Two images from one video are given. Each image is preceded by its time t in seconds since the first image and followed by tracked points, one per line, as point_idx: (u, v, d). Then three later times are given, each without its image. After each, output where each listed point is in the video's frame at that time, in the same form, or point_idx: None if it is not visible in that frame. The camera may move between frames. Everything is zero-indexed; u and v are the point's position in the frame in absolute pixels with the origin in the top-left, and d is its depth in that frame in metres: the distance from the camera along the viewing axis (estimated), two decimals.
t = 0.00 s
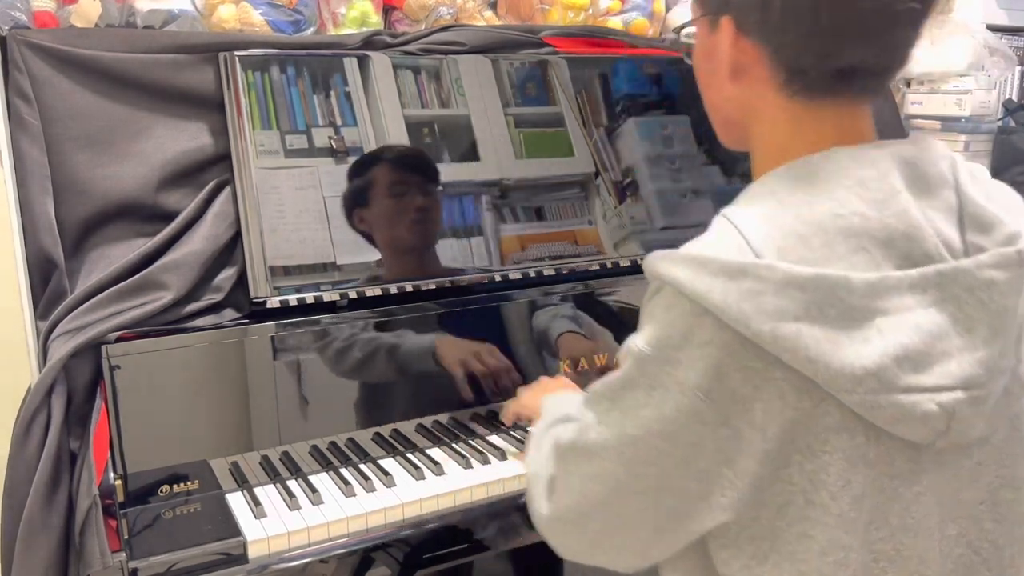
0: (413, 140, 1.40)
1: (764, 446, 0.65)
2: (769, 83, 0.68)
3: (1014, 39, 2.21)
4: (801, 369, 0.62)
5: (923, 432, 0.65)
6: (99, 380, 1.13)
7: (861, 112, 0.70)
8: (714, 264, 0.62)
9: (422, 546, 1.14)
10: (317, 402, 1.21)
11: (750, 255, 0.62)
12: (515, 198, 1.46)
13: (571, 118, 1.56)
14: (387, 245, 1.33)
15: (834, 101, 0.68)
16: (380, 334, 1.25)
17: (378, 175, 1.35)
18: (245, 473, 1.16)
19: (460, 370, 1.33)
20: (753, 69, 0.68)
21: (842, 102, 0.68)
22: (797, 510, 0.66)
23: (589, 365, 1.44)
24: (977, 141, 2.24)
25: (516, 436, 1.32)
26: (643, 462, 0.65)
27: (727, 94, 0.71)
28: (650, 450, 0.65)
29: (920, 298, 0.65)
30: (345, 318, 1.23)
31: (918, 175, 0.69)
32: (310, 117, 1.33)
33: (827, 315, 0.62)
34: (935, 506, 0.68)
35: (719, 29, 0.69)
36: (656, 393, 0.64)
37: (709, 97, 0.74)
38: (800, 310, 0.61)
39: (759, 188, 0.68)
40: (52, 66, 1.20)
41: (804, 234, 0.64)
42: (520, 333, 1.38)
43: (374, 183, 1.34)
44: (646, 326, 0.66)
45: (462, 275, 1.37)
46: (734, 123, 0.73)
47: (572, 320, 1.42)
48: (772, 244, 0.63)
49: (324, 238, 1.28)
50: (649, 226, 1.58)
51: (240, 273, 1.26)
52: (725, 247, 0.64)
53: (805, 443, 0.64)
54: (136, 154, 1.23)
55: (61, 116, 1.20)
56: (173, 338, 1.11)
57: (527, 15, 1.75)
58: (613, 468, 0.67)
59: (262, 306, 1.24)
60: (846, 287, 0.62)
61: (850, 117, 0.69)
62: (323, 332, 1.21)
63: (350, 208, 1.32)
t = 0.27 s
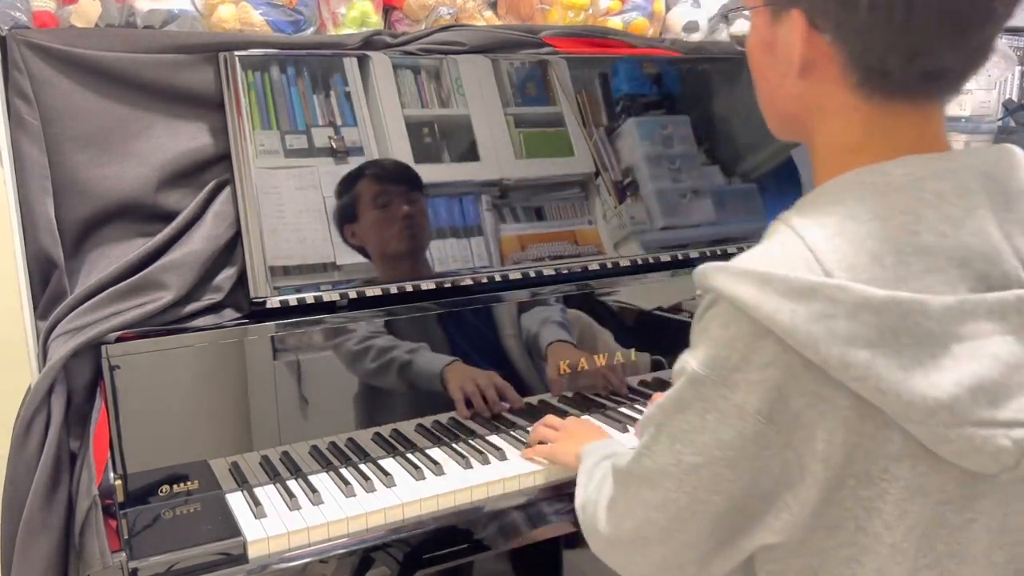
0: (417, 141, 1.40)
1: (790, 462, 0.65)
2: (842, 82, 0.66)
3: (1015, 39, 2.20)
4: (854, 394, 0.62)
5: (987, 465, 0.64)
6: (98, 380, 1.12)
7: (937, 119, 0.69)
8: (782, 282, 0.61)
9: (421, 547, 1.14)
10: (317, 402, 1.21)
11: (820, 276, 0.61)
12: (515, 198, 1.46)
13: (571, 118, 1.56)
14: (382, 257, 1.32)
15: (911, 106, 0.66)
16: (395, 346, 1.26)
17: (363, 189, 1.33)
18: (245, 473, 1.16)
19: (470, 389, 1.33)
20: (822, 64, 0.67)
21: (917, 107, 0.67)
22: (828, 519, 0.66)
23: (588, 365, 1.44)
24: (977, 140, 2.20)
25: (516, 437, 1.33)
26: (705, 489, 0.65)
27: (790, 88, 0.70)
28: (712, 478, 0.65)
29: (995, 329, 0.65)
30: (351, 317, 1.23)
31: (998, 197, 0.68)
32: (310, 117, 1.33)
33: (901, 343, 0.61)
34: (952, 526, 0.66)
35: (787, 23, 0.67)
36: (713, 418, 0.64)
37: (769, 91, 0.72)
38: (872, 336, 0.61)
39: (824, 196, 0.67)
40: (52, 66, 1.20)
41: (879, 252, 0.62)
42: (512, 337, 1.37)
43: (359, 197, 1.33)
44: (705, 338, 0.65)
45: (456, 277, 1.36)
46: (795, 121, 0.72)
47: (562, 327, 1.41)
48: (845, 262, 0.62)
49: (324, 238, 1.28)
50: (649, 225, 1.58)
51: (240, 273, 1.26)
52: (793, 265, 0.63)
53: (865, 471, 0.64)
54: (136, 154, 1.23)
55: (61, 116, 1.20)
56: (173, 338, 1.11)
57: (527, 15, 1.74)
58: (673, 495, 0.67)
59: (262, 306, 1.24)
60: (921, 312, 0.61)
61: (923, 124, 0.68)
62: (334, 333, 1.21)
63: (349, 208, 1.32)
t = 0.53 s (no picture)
0: (418, 141, 1.40)
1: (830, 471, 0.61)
2: (906, 74, 0.63)
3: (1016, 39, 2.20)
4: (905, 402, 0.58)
5: None
6: (98, 380, 1.13)
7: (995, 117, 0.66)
8: (843, 285, 0.57)
9: (422, 546, 1.14)
10: (317, 402, 1.21)
11: (882, 278, 0.58)
12: (515, 198, 1.46)
13: (571, 118, 1.56)
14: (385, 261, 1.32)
15: (977, 102, 0.63)
16: (398, 338, 1.26)
17: (367, 196, 1.33)
18: (245, 473, 1.16)
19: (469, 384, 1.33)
20: (886, 57, 0.64)
21: (981, 106, 0.64)
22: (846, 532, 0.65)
23: (588, 365, 1.45)
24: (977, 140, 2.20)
25: (516, 437, 1.34)
26: (741, 489, 0.64)
27: (848, 76, 0.67)
28: (752, 478, 0.63)
29: None
30: (359, 317, 1.24)
31: None
32: (310, 117, 1.33)
33: (963, 351, 0.58)
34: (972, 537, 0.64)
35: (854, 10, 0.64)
36: (756, 418, 0.61)
37: (821, 79, 0.70)
38: (935, 344, 0.57)
39: (879, 194, 0.64)
40: (53, 66, 1.20)
41: (943, 255, 0.58)
42: (511, 337, 1.37)
43: (363, 204, 1.33)
44: (753, 337, 0.62)
45: (457, 277, 1.36)
46: (848, 111, 0.69)
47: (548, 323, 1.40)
48: (907, 264, 0.58)
49: (324, 238, 1.28)
50: (649, 226, 1.58)
51: (240, 273, 1.27)
52: (852, 265, 0.59)
53: (907, 481, 0.61)
54: (136, 154, 1.23)
55: (61, 116, 1.20)
56: (173, 338, 1.11)
57: (527, 15, 1.75)
58: (707, 493, 0.65)
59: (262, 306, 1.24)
60: (986, 320, 0.57)
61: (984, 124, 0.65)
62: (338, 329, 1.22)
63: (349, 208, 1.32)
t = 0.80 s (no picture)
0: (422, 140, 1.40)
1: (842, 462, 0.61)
2: (933, 65, 0.63)
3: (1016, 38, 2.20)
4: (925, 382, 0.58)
5: None
6: (99, 380, 1.13)
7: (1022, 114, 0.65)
8: (868, 270, 0.56)
9: (422, 545, 1.14)
10: (317, 402, 1.22)
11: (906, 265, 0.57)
12: (515, 198, 1.47)
13: (571, 119, 1.57)
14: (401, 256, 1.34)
15: (1002, 96, 0.63)
16: (406, 334, 1.27)
17: (387, 192, 1.35)
18: (245, 473, 1.17)
19: (473, 385, 1.34)
20: (916, 51, 0.64)
21: (1006, 100, 0.63)
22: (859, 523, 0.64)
23: (588, 365, 1.45)
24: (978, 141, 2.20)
25: (516, 437, 1.34)
26: (758, 473, 0.63)
27: (877, 70, 0.67)
28: (772, 462, 0.62)
29: None
30: (367, 317, 1.24)
31: None
32: (310, 117, 1.34)
33: (985, 338, 0.58)
34: (982, 537, 0.63)
35: None
36: (776, 402, 0.61)
37: (850, 71, 0.70)
38: (957, 331, 0.57)
39: (903, 185, 0.64)
40: (53, 66, 1.20)
41: (967, 245, 0.58)
42: (512, 338, 1.37)
43: (382, 200, 1.34)
44: (776, 321, 0.61)
45: (459, 277, 1.36)
46: (875, 104, 0.69)
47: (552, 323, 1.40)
48: (931, 253, 0.58)
49: (324, 238, 1.28)
50: (649, 226, 1.58)
51: (240, 272, 1.27)
52: (876, 251, 0.59)
53: (923, 468, 0.60)
54: (136, 155, 1.23)
55: (61, 116, 1.20)
56: (173, 338, 1.11)
57: (526, 16, 1.75)
58: (723, 476, 0.65)
59: (263, 306, 1.25)
60: (1009, 311, 0.57)
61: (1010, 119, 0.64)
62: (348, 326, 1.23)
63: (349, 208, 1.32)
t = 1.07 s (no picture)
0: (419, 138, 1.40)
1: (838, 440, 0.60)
2: (908, 62, 0.64)
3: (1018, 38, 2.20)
4: (904, 358, 0.58)
5: None
6: (99, 381, 1.13)
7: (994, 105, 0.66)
8: (850, 242, 0.56)
9: (422, 544, 1.15)
10: (317, 402, 1.22)
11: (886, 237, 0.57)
12: (515, 198, 1.47)
13: (571, 118, 1.57)
14: (416, 248, 1.35)
15: (975, 90, 0.63)
16: (407, 340, 1.27)
17: (411, 182, 1.37)
18: (245, 473, 1.17)
19: (472, 389, 1.34)
20: (892, 49, 0.64)
21: (980, 93, 0.64)
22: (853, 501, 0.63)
23: (588, 365, 1.45)
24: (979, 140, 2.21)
25: (516, 437, 1.34)
26: (757, 457, 0.61)
27: (854, 68, 0.67)
28: (770, 444, 0.61)
29: None
30: (365, 317, 1.24)
31: None
32: (310, 117, 1.34)
33: (962, 307, 0.58)
34: (976, 515, 0.64)
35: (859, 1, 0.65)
36: (769, 381, 0.60)
37: (828, 74, 0.70)
38: (938, 299, 0.57)
39: (883, 169, 0.64)
40: (53, 66, 1.20)
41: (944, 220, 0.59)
42: (513, 340, 1.37)
43: (405, 190, 1.37)
44: (764, 305, 0.60)
45: (460, 277, 1.37)
46: (853, 105, 0.70)
47: (558, 327, 1.41)
48: (910, 228, 0.58)
49: (324, 239, 1.28)
50: (648, 226, 1.59)
51: (240, 272, 1.27)
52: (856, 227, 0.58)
53: (912, 442, 0.60)
54: (136, 155, 1.24)
55: (62, 116, 1.21)
56: (172, 338, 1.11)
57: (526, 16, 1.75)
58: (722, 465, 0.63)
59: (263, 306, 1.24)
60: (986, 278, 0.57)
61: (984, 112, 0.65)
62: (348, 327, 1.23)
63: (349, 208, 1.32)
